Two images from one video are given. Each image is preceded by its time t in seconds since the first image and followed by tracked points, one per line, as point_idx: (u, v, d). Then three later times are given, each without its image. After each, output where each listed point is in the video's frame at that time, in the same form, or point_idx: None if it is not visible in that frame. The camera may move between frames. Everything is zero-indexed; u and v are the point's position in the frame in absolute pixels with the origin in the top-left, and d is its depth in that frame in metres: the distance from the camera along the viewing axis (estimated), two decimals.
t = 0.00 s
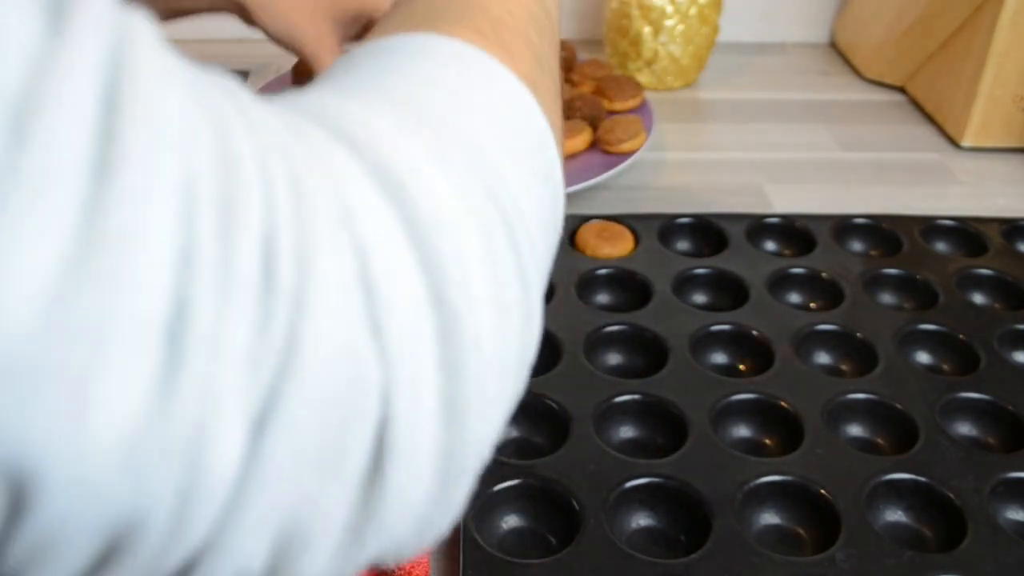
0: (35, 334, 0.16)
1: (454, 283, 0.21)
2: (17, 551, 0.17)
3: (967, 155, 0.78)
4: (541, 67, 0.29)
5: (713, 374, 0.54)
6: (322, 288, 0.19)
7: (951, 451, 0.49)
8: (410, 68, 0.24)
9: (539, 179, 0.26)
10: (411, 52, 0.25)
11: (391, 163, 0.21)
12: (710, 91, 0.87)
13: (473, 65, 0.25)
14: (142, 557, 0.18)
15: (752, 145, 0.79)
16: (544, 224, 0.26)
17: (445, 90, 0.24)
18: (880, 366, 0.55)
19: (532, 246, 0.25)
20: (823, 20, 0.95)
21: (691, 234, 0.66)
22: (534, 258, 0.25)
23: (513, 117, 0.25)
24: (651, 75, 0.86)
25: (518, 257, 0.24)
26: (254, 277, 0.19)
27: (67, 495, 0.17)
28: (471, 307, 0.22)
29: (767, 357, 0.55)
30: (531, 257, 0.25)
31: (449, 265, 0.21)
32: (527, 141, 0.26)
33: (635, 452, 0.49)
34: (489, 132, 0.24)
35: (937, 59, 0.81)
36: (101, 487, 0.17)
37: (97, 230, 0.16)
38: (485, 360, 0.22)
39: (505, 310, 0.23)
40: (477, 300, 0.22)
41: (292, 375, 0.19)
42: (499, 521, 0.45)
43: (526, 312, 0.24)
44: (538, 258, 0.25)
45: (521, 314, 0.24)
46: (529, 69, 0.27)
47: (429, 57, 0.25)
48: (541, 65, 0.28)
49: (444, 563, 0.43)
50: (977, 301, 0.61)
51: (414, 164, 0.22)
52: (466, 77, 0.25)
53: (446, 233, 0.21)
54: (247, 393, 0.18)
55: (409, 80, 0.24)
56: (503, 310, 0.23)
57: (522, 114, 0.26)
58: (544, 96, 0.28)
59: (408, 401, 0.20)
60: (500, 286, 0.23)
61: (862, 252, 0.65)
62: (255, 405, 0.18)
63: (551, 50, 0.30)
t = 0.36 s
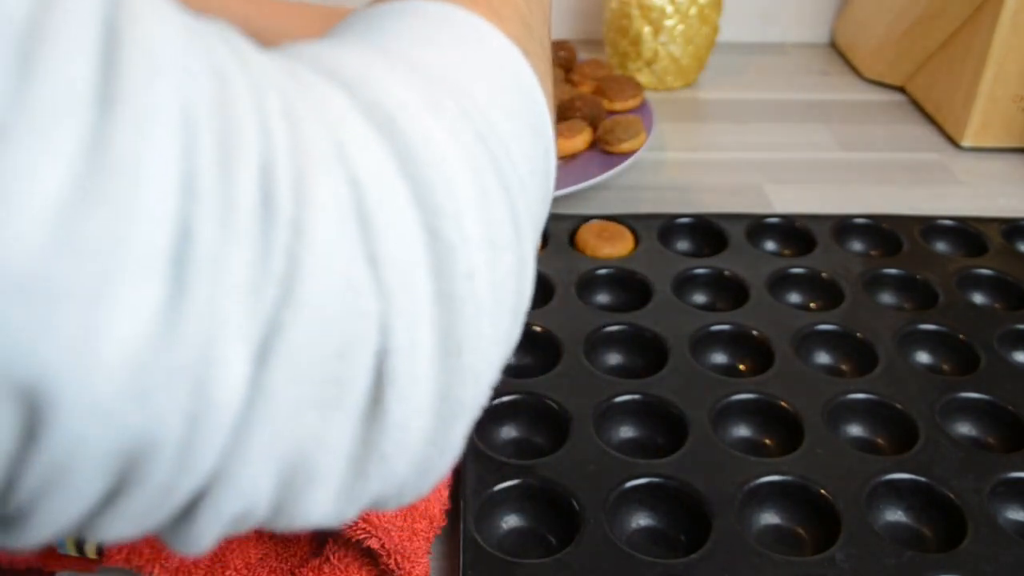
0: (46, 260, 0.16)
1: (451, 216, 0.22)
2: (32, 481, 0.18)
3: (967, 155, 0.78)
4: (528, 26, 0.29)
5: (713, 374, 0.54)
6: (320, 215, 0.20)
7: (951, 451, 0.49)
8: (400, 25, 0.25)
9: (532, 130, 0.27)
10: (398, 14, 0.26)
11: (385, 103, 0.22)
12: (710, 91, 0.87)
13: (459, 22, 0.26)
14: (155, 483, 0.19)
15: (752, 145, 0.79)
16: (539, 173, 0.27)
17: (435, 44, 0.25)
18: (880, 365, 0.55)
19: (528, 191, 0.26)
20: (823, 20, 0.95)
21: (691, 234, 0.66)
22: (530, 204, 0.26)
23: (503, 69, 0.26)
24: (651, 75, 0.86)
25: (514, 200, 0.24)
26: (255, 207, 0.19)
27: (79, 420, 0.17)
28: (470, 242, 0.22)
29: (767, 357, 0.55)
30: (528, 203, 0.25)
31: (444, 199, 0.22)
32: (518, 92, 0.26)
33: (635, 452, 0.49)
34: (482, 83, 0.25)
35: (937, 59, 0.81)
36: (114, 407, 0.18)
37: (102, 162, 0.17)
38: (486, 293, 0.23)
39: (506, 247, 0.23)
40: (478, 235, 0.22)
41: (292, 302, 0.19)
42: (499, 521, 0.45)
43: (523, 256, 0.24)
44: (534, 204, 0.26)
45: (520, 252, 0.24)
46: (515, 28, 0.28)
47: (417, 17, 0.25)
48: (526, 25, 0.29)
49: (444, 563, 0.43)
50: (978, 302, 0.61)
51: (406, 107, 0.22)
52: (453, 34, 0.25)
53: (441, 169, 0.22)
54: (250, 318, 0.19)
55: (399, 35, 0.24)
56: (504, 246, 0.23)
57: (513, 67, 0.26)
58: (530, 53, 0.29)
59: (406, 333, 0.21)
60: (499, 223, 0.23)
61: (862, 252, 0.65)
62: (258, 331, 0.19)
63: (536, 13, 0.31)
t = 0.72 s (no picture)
0: None
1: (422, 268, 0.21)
2: None
3: (967, 156, 0.78)
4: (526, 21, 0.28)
5: (713, 374, 0.54)
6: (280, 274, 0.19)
7: (951, 451, 0.49)
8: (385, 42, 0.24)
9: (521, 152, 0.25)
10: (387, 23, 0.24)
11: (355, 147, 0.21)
12: (710, 91, 0.87)
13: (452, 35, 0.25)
14: (82, 559, 0.19)
15: (753, 145, 0.79)
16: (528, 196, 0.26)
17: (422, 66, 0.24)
18: (880, 365, 0.55)
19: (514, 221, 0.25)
20: (823, 20, 0.95)
21: (691, 234, 0.66)
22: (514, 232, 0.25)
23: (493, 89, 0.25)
24: (651, 75, 0.86)
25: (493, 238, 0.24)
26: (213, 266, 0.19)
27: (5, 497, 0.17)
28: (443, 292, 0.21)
29: (767, 357, 0.55)
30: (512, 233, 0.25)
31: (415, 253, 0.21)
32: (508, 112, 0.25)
33: (634, 452, 0.49)
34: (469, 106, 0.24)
35: (937, 59, 0.81)
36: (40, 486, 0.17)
37: (46, 234, 0.16)
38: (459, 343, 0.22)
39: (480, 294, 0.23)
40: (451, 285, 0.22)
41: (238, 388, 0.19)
42: (499, 521, 0.45)
43: (494, 323, 0.24)
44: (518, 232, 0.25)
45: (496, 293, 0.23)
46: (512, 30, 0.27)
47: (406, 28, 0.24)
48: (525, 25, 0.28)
49: (443, 563, 0.43)
50: (978, 301, 0.61)
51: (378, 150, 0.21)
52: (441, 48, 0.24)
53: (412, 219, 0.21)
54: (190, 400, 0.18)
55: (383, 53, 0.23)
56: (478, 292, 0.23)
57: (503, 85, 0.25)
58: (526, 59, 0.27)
59: (363, 420, 0.20)
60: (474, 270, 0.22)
61: (862, 252, 0.65)
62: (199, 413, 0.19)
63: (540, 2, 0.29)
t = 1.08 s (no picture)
0: None
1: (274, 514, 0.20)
2: None
3: (967, 155, 0.78)
4: (452, 153, 0.26)
5: (714, 374, 0.54)
6: (113, 558, 0.18)
7: (952, 451, 0.49)
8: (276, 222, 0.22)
9: (426, 324, 0.23)
10: (282, 190, 0.23)
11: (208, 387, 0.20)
12: (710, 91, 0.87)
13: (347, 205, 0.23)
14: None
15: (753, 145, 0.79)
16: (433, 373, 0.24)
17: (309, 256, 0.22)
18: (880, 365, 0.55)
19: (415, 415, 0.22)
20: (823, 20, 0.95)
21: (691, 234, 0.66)
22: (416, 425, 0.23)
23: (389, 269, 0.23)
24: (651, 75, 0.86)
25: (380, 446, 0.22)
26: (34, 532, 0.18)
27: None
28: (299, 534, 0.20)
29: (766, 357, 0.55)
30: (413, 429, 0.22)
31: (265, 496, 0.20)
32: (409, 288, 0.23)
33: (634, 452, 0.49)
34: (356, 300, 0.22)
35: (937, 59, 0.81)
36: None
37: None
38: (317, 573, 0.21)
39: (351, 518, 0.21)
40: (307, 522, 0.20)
41: None
42: (499, 521, 0.45)
43: None
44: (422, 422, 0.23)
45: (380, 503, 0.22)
46: (424, 178, 0.24)
47: (294, 199, 0.22)
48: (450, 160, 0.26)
49: (444, 563, 0.43)
50: (977, 302, 0.61)
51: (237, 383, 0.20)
52: (329, 224, 0.22)
53: (266, 458, 0.20)
54: None
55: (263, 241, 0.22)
56: (351, 514, 0.21)
57: (399, 254, 0.23)
58: (445, 203, 0.25)
59: None
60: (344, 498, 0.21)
61: (862, 253, 0.65)
62: None
63: (480, 119, 0.27)
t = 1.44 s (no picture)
0: None
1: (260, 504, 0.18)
2: None
3: (967, 155, 0.78)
4: (444, 125, 0.24)
5: (714, 374, 0.54)
6: (84, 555, 0.17)
7: (952, 451, 0.49)
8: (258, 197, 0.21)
9: (423, 303, 0.22)
10: (262, 166, 0.21)
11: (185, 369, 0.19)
12: (710, 91, 0.87)
13: (334, 178, 0.21)
14: None
15: (753, 145, 0.79)
16: (432, 356, 0.23)
17: (293, 232, 0.20)
18: (880, 365, 0.55)
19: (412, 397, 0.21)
20: (823, 19, 0.95)
21: (691, 234, 0.66)
22: (414, 409, 0.21)
23: (381, 244, 0.21)
24: (651, 75, 0.86)
25: (374, 431, 0.20)
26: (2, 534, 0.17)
27: None
28: (288, 524, 0.19)
29: (766, 357, 0.55)
30: (410, 413, 0.21)
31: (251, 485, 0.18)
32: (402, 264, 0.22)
33: (634, 452, 0.50)
34: (346, 278, 0.20)
35: (937, 59, 0.81)
36: None
37: None
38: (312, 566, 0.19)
39: (344, 507, 0.20)
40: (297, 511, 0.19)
41: None
42: (499, 521, 0.45)
43: None
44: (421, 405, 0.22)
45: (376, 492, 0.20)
46: (414, 151, 0.23)
47: (278, 173, 0.21)
48: (443, 132, 0.24)
49: (444, 563, 0.43)
50: (978, 302, 0.61)
51: (216, 367, 0.19)
52: (314, 198, 0.21)
53: (251, 444, 0.19)
54: None
55: (245, 217, 0.20)
56: (347, 505, 0.20)
57: (393, 231, 0.22)
58: (439, 176, 0.24)
59: None
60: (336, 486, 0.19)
61: (862, 253, 0.65)
62: None
63: (471, 90, 0.26)
